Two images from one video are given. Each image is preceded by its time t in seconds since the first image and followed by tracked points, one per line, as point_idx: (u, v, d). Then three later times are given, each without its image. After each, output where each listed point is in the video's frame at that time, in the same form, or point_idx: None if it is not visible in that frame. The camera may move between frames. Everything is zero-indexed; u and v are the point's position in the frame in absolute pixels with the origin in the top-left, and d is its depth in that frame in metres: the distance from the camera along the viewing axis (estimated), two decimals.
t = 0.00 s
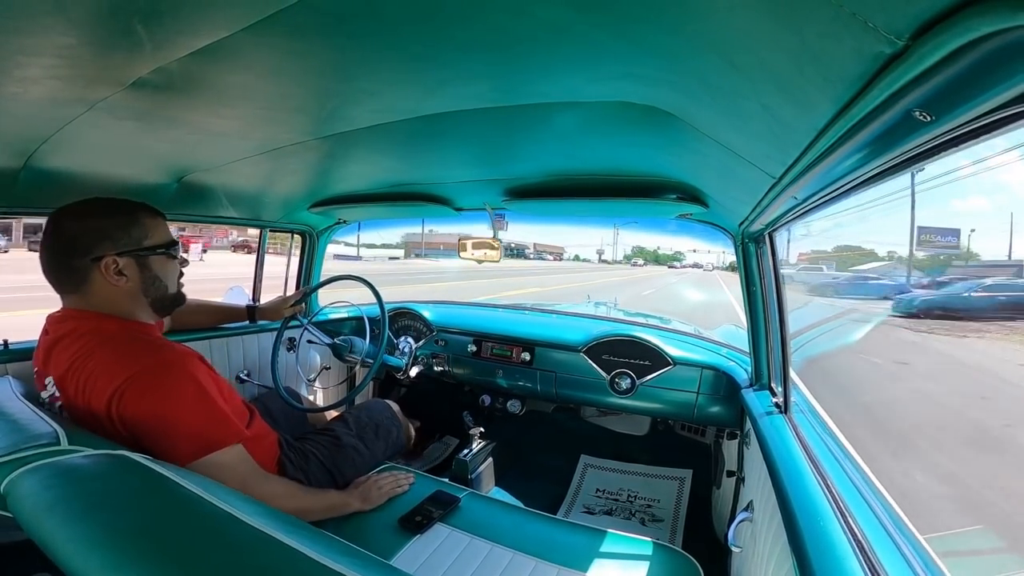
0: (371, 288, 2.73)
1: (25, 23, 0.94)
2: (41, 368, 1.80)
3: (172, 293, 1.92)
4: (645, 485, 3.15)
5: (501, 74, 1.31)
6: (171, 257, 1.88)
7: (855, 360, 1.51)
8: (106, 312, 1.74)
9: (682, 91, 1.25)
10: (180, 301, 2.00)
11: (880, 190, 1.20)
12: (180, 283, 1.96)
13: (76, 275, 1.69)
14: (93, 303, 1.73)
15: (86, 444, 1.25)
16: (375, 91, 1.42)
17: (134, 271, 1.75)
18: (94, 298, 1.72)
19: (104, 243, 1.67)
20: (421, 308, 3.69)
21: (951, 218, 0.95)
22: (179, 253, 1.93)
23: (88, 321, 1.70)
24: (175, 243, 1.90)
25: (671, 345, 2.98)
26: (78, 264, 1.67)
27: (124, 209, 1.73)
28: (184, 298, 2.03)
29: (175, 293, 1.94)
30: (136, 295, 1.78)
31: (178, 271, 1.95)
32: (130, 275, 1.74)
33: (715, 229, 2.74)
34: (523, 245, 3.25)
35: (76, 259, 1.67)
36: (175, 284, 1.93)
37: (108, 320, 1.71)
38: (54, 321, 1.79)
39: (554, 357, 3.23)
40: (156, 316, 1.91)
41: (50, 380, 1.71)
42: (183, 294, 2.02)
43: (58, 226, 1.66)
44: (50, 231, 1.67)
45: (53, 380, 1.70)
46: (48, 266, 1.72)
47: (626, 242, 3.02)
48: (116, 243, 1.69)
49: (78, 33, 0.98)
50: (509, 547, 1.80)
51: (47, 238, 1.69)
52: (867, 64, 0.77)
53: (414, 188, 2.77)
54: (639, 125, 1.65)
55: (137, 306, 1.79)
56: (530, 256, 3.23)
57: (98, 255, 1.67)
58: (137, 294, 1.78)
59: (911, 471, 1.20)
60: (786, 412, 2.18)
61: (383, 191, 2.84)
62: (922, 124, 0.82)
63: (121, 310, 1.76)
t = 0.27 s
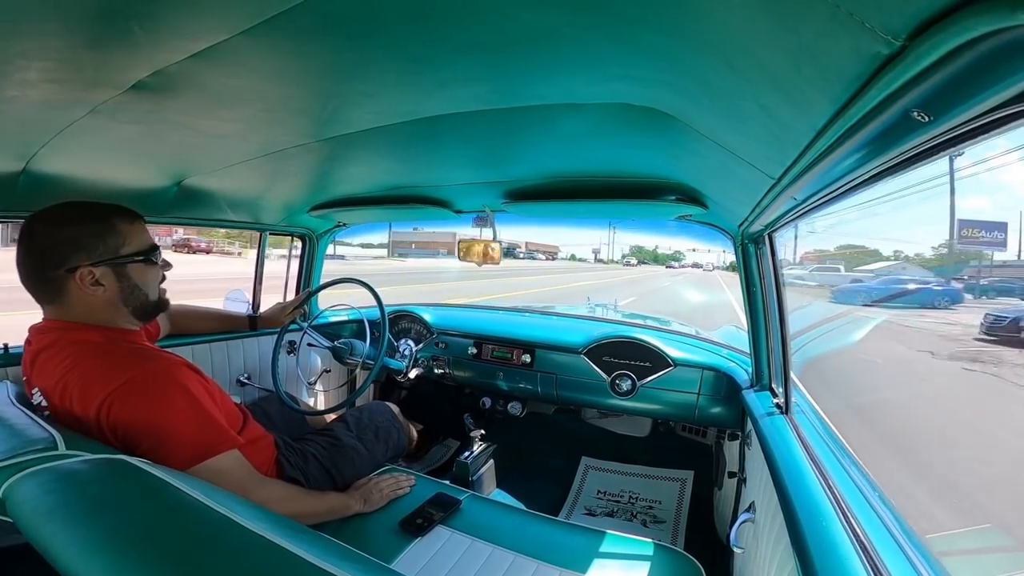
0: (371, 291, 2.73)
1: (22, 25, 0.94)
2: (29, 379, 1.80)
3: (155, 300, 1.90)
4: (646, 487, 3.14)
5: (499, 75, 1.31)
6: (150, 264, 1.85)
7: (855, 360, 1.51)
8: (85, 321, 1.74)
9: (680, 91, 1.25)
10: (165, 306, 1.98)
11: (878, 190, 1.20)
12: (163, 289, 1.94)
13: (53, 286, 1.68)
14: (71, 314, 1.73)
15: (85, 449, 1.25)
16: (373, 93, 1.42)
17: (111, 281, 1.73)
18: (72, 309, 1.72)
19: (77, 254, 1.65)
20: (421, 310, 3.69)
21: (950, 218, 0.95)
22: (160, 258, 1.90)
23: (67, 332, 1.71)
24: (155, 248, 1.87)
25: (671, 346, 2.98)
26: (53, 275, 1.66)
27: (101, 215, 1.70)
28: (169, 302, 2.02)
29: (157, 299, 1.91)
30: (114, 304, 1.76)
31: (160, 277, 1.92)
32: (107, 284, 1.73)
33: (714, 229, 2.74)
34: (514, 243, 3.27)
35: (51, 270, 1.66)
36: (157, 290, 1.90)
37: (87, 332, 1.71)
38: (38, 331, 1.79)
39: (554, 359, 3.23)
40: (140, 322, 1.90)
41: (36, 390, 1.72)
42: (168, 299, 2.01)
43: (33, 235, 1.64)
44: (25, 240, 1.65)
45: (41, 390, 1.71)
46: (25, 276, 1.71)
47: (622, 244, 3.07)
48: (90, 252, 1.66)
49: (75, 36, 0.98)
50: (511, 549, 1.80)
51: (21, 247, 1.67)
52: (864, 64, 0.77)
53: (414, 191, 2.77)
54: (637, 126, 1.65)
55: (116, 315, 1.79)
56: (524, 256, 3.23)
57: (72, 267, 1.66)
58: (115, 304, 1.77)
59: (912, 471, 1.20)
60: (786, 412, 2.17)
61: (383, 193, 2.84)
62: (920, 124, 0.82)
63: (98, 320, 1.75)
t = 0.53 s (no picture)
0: (371, 291, 2.73)
1: (23, 24, 0.94)
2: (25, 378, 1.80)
3: (147, 294, 1.91)
4: (645, 487, 3.14)
5: (500, 76, 1.31)
6: (140, 259, 1.86)
7: (855, 361, 1.51)
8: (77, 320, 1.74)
9: (681, 93, 1.25)
10: (158, 299, 1.99)
11: (879, 191, 1.20)
12: (155, 283, 1.95)
13: (44, 285, 1.69)
14: (62, 313, 1.73)
15: (84, 447, 1.25)
16: (373, 93, 1.42)
17: (102, 277, 1.74)
18: (64, 308, 1.72)
19: (65, 252, 1.65)
20: (420, 310, 3.69)
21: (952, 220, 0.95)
22: (149, 252, 1.91)
23: (59, 331, 1.71)
24: (141, 243, 1.88)
25: (671, 347, 2.98)
26: (43, 274, 1.67)
27: (85, 213, 1.71)
28: (163, 295, 2.03)
29: (149, 293, 1.92)
30: (106, 301, 1.77)
31: (152, 272, 1.93)
32: (99, 281, 1.74)
33: (713, 229, 2.72)
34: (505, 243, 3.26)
35: (41, 269, 1.67)
36: (150, 284, 1.91)
37: (82, 328, 1.72)
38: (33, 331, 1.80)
39: (553, 359, 3.23)
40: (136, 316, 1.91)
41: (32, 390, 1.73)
42: (161, 291, 2.02)
43: (19, 236, 1.64)
44: (11, 243, 1.65)
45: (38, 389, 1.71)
46: (16, 278, 1.72)
47: (618, 246, 3.09)
48: (78, 250, 1.67)
49: (75, 34, 0.98)
50: (510, 549, 1.80)
51: (9, 250, 1.68)
52: (865, 65, 0.77)
53: (414, 191, 2.77)
54: (637, 127, 1.65)
55: (110, 312, 1.79)
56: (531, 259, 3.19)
57: (62, 265, 1.66)
58: (107, 300, 1.77)
59: (911, 472, 1.20)
60: (786, 414, 2.17)
61: (382, 193, 2.84)
62: (920, 125, 0.82)
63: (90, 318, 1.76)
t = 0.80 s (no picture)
0: (371, 289, 2.73)
1: (24, 22, 0.94)
2: (30, 372, 1.81)
3: (154, 290, 1.90)
4: (644, 487, 3.15)
5: (500, 75, 1.31)
6: (149, 256, 1.85)
7: (854, 362, 1.51)
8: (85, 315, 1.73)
9: (682, 93, 1.25)
10: (164, 296, 1.99)
11: (879, 192, 1.20)
12: (161, 279, 1.95)
13: (53, 279, 1.68)
14: (72, 308, 1.73)
15: (83, 445, 1.25)
16: (374, 91, 1.42)
17: (112, 273, 1.74)
18: (73, 303, 1.72)
19: (76, 247, 1.65)
20: (420, 309, 3.69)
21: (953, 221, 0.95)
22: (158, 250, 1.90)
23: (68, 327, 1.70)
24: (151, 241, 1.87)
25: (671, 347, 2.98)
26: (54, 268, 1.66)
27: (96, 208, 1.70)
28: (168, 293, 2.03)
29: (156, 289, 1.92)
30: (114, 296, 1.77)
31: (159, 269, 1.93)
32: (108, 276, 1.73)
33: (713, 229, 2.73)
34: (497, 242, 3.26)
35: (51, 264, 1.66)
36: (157, 282, 1.91)
37: (90, 323, 1.71)
38: (39, 326, 1.80)
39: (553, 359, 3.23)
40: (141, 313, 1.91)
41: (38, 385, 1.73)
42: (166, 287, 2.02)
43: (30, 231, 1.64)
44: (23, 236, 1.65)
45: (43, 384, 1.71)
46: (25, 271, 1.71)
47: (612, 246, 3.07)
48: (90, 245, 1.67)
49: (76, 33, 0.98)
50: (508, 548, 1.80)
51: (20, 244, 1.67)
52: (867, 65, 0.77)
53: (414, 189, 2.77)
54: (638, 127, 1.65)
55: (117, 307, 1.79)
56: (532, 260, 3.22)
57: (72, 260, 1.66)
58: (116, 296, 1.77)
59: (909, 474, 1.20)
60: (785, 414, 2.18)
61: (382, 192, 2.84)
62: (922, 126, 0.82)
63: (99, 313, 1.75)
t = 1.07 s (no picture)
0: (371, 288, 2.73)
1: (24, 20, 0.93)
2: (41, 364, 1.81)
3: (170, 293, 1.92)
4: (643, 486, 3.15)
5: (501, 74, 1.31)
6: (170, 257, 1.88)
7: (854, 362, 1.52)
8: (104, 310, 1.74)
9: (683, 93, 1.25)
10: (177, 300, 2.00)
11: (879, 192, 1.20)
12: (178, 282, 1.96)
13: (74, 273, 1.69)
14: (90, 303, 1.73)
15: (84, 443, 1.25)
16: (375, 90, 1.41)
17: (133, 271, 1.75)
18: (92, 297, 1.73)
19: (102, 243, 1.68)
20: (420, 308, 3.69)
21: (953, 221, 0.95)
22: (178, 253, 1.93)
23: (85, 320, 1.71)
24: (174, 243, 1.91)
25: (671, 346, 2.98)
26: (76, 262, 1.67)
27: (124, 207, 1.73)
28: (181, 297, 2.04)
29: (172, 292, 1.94)
30: (133, 294, 1.78)
31: (176, 271, 1.95)
32: (129, 274, 1.75)
33: (713, 229, 2.73)
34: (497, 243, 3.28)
35: (74, 257, 1.67)
36: (173, 284, 1.93)
37: (107, 319, 1.72)
38: (52, 319, 1.80)
39: (553, 358, 3.23)
40: (154, 314, 1.91)
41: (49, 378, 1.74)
42: (180, 290, 2.03)
43: (56, 225, 1.65)
44: (48, 229, 1.67)
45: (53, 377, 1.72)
46: (45, 264, 1.72)
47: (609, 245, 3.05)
48: (116, 242, 1.69)
49: (76, 31, 0.98)
50: (508, 547, 1.80)
51: (43, 237, 1.68)
52: (868, 65, 0.77)
53: (414, 188, 2.77)
54: (640, 126, 1.64)
55: (134, 305, 1.80)
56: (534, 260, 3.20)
57: (97, 254, 1.68)
58: (135, 293, 1.79)
59: (909, 474, 1.20)
60: (785, 414, 2.18)
61: (383, 191, 2.83)
62: (923, 126, 0.82)
63: (118, 309, 1.76)
